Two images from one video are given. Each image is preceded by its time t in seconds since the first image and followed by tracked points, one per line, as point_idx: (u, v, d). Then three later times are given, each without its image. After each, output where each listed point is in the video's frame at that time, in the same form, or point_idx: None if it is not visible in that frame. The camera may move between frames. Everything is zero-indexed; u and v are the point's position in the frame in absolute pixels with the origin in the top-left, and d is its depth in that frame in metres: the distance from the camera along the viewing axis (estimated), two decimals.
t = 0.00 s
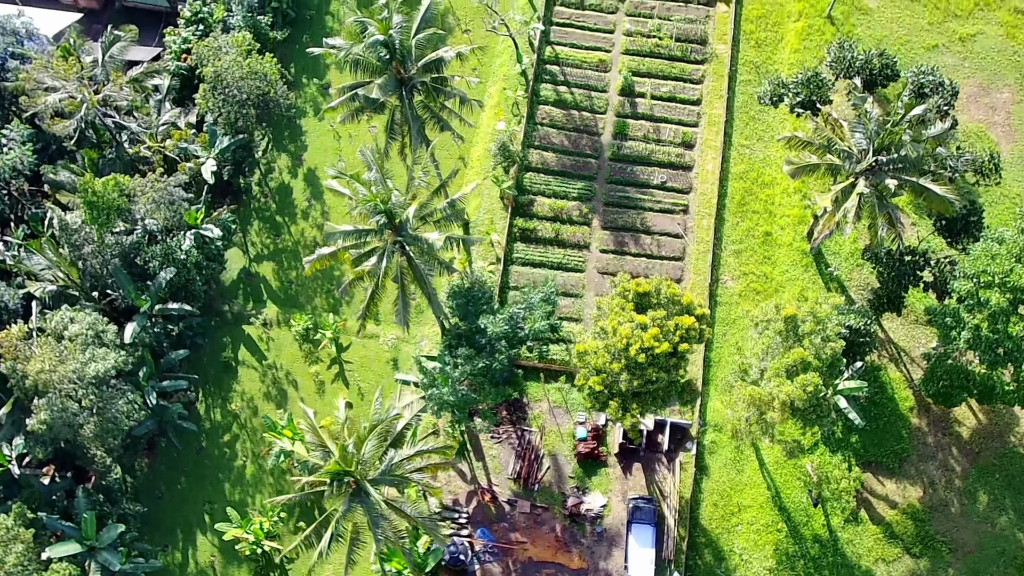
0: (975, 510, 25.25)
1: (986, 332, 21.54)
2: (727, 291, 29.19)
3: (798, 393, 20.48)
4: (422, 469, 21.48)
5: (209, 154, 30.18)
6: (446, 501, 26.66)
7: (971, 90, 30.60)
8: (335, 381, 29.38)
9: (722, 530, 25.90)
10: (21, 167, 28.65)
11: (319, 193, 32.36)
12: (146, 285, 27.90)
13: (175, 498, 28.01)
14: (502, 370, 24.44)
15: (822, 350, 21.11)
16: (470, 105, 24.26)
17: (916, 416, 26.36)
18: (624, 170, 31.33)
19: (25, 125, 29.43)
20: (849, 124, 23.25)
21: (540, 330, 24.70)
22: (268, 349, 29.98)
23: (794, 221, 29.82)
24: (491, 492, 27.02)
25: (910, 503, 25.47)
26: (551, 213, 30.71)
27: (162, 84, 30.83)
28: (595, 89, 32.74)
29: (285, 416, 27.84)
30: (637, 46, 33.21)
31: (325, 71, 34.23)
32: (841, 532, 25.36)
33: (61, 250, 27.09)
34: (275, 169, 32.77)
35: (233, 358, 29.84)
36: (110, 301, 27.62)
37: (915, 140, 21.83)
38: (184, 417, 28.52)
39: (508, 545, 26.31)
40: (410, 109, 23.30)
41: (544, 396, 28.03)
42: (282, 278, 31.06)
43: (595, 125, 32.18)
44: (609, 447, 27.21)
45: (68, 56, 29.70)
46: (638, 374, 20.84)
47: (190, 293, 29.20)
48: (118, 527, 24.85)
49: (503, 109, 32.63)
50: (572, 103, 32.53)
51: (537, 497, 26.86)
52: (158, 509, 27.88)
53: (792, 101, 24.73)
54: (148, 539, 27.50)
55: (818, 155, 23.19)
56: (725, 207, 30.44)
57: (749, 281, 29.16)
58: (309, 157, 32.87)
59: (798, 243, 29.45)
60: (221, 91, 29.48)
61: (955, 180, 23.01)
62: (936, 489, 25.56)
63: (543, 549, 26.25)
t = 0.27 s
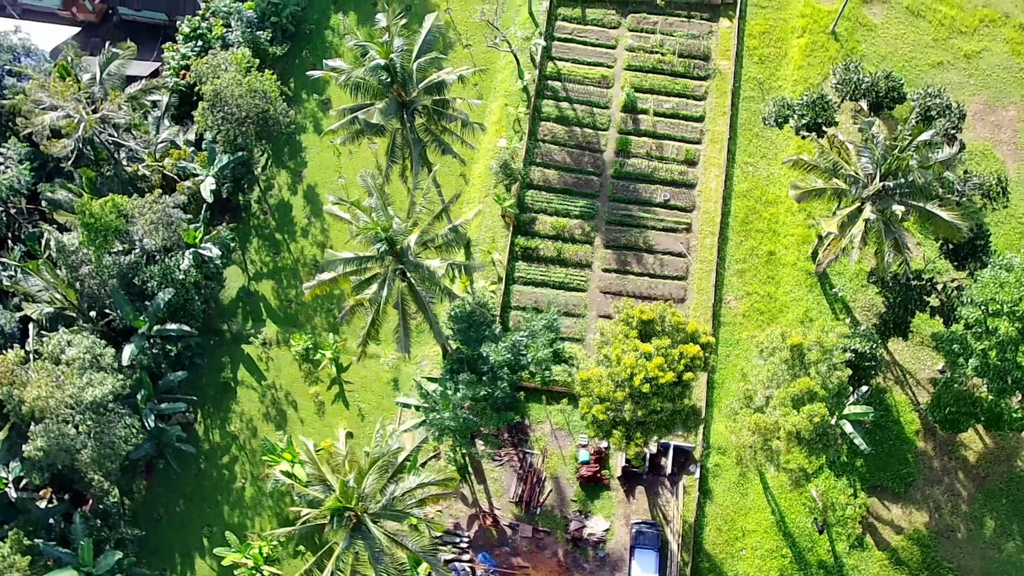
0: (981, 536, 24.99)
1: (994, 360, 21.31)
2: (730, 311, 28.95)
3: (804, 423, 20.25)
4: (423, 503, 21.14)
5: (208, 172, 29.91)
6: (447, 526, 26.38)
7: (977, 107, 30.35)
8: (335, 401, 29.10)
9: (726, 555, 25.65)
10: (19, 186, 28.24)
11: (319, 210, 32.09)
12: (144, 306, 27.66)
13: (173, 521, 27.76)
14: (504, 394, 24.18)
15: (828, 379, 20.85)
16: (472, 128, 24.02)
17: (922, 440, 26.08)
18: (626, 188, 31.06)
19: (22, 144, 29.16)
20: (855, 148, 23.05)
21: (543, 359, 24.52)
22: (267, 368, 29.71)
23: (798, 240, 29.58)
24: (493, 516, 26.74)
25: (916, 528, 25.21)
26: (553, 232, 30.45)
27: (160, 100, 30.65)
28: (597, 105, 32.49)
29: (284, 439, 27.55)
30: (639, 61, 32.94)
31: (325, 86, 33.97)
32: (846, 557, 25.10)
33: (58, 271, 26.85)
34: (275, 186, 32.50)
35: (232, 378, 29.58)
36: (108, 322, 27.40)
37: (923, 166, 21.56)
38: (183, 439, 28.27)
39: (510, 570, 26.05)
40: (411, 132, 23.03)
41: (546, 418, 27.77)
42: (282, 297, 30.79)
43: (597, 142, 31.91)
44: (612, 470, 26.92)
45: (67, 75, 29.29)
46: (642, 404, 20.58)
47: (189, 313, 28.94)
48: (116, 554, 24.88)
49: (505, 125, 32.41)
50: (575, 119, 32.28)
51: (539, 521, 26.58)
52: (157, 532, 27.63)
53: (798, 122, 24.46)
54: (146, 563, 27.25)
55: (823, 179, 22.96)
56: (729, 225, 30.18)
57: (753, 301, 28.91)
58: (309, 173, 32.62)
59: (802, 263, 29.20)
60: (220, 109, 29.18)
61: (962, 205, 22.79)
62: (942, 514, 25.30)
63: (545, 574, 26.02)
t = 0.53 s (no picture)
0: (989, 562, 24.72)
1: (1004, 389, 21.08)
2: (734, 331, 28.68)
3: (811, 455, 20.02)
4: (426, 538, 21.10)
5: (208, 190, 29.63)
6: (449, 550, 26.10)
7: (983, 125, 30.11)
8: (335, 422, 28.81)
9: None
10: (16, 206, 27.87)
11: (319, 227, 31.80)
12: (142, 327, 27.38)
13: (172, 544, 27.52)
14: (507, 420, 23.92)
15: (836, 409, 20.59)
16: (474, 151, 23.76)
17: (929, 464, 25.80)
18: (629, 206, 30.80)
19: (20, 162, 28.85)
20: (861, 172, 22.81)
21: (546, 388, 24.31)
22: (267, 389, 29.44)
23: (802, 260, 29.32)
24: (495, 540, 26.43)
25: (922, 554, 24.94)
26: (555, 250, 30.17)
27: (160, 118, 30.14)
28: (599, 122, 32.22)
29: (284, 462, 27.26)
30: (642, 77, 32.68)
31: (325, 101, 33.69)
32: None
33: (56, 293, 26.58)
34: (274, 203, 32.24)
35: (231, 398, 29.31)
36: (106, 343, 27.14)
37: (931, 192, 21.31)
38: (182, 461, 28.01)
39: None
40: (412, 156, 22.77)
41: (548, 441, 27.49)
42: (281, 316, 30.52)
43: (599, 159, 31.64)
44: (615, 494, 26.65)
45: (64, 94, 28.97)
46: (647, 434, 20.35)
47: (188, 333, 28.68)
48: None
49: (507, 142, 32.14)
50: (577, 136, 32.02)
51: (542, 545, 26.28)
52: (155, 556, 27.38)
53: (803, 144, 24.21)
54: None
55: (830, 204, 22.69)
56: (733, 244, 29.91)
57: (757, 322, 28.65)
58: (309, 190, 32.35)
59: (806, 283, 28.95)
60: (219, 127, 28.91)
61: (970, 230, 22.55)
62: (949, 540, 25.03)
63: None
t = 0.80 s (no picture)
0: None
1: (1014, 418, 20.86)
2: (739, 352, 28.42)
3: (818, 487, 19.82)
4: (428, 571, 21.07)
5: (207, 208, 29.25)
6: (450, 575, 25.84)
7: (989, 143, 29.86)
8: (335, 443, 28.52)
9: None
10: (14, 226, 27.67)
11: (319, 245, 31.50)
12: (141, 348, 27.07)
13: (171, 568, 27.25)
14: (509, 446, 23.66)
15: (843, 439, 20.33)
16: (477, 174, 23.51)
17: (935, 488, 25.53)
18: (632, 224, 30.52)
19: (17, 181, 28.53)
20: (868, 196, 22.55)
21: (550, 418, 24.07)
22: (267, 409, 29.16)
23: (807, 280, 29.05)
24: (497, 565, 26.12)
25: None
26: (558, 269, 29.91)
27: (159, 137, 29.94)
28: (602, 138, 31.95)
29: (284, 485, 26.96)
30: (645, 93, 32.40)
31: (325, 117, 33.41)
32: None
33: (53, 315, 26.29)
34: (274, 220, 31.98)
35: (231, 419, 29.05)
36: (104, 365, 26.83)
37: (940, 220, 21.05)
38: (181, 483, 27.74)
39: None
40: (414, 180, 22.48)
41: (551, 463, 27.21)
42: (281, 335, 30.24)
43: (602, 176, 31.37)
44: (618, 518, 26.33)
45: (62, 112, 28.67)
46: (652, 466, 20.15)
47: (187, 354, 28.40)
48: None
49: (509, 159, 31.83)
50: (580, 152, 31.75)
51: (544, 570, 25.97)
52: None
53: (810, 167, 23.93)
54: None
55: (837, 229, 22.41)
56: (737, 263, 29.65)
57: (762, 342, 28.39)
58: (309, 207, 32.07)
59: (811, 303, 28.68)
60: (219, 145, 28.62)
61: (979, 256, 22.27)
62: (956, 566, 24.77)
63: None
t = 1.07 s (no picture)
0: None
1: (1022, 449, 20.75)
2: (743, 373, 28.14)
3: (826, 520, 19.58)
4: None
5: (207, 228, 29.14)
6: None
7: (995, 162, 29.60)
8: (336, 465, 28.24)
9: None
10: (12, 247, 27.47)
11: (320, 263, 31.22)
12: (140, 370, 26.79)
13: None
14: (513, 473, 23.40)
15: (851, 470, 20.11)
16: (480, 198, 23.28)
17: (943, 514, 25.24)
18: (636, 243, 30.24)
19: (14, 200, 28.10)
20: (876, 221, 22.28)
21: (554, 450, 23.80)
22: (267, 430, 28.87)
23: (812, 300, 28.77)
24: None
25: None
26: (561, 289, 29.64)
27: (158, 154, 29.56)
28: (605, 155, 31.67)
29: (284, 509, 26.66)
30: (649, 109, 32.13)
31: (326, 133, 33.14)
32: None
33: (51, 338, 25.97)
34: (274, 238, 31.68)
35: (231, 441, 28.76)
36: (102, 387, 26.55)
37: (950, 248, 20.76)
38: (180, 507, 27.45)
39: None
40: (416, 205, 22.20)
41: (553, 486, 26.90)
42: (281, 355, 29.95)
43: (605, 194, 31.09)
44: (622, 542, 26.01)
45: (60, 132, 28.24)
46: (658, 498, 19.93)
47: (186, 375, 28.13)
48: None
49: (511, 176, 31.54)
50: (583, 170, 31.46)
51: None
52: None
53: (817, 191, 23.65)
54: None
55: (844, 255, 22.14)
56: (741, 283, 29.35)
57: (767, 364, 28.09)
58: (310, 224, 31.80)
59: (817, 324, 28.40)
60: (220, 164, 28.31)
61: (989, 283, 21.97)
62: None
63: None
